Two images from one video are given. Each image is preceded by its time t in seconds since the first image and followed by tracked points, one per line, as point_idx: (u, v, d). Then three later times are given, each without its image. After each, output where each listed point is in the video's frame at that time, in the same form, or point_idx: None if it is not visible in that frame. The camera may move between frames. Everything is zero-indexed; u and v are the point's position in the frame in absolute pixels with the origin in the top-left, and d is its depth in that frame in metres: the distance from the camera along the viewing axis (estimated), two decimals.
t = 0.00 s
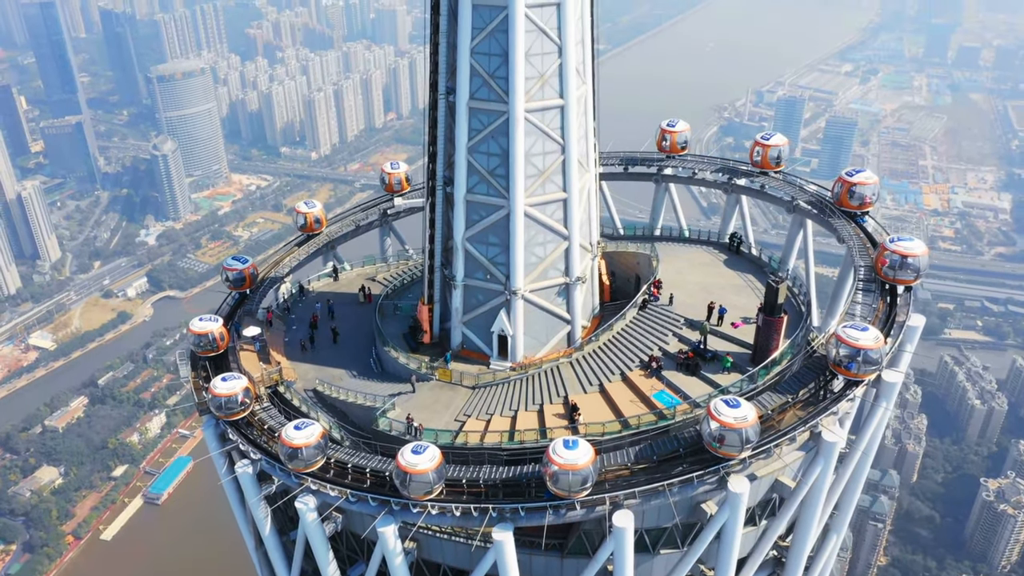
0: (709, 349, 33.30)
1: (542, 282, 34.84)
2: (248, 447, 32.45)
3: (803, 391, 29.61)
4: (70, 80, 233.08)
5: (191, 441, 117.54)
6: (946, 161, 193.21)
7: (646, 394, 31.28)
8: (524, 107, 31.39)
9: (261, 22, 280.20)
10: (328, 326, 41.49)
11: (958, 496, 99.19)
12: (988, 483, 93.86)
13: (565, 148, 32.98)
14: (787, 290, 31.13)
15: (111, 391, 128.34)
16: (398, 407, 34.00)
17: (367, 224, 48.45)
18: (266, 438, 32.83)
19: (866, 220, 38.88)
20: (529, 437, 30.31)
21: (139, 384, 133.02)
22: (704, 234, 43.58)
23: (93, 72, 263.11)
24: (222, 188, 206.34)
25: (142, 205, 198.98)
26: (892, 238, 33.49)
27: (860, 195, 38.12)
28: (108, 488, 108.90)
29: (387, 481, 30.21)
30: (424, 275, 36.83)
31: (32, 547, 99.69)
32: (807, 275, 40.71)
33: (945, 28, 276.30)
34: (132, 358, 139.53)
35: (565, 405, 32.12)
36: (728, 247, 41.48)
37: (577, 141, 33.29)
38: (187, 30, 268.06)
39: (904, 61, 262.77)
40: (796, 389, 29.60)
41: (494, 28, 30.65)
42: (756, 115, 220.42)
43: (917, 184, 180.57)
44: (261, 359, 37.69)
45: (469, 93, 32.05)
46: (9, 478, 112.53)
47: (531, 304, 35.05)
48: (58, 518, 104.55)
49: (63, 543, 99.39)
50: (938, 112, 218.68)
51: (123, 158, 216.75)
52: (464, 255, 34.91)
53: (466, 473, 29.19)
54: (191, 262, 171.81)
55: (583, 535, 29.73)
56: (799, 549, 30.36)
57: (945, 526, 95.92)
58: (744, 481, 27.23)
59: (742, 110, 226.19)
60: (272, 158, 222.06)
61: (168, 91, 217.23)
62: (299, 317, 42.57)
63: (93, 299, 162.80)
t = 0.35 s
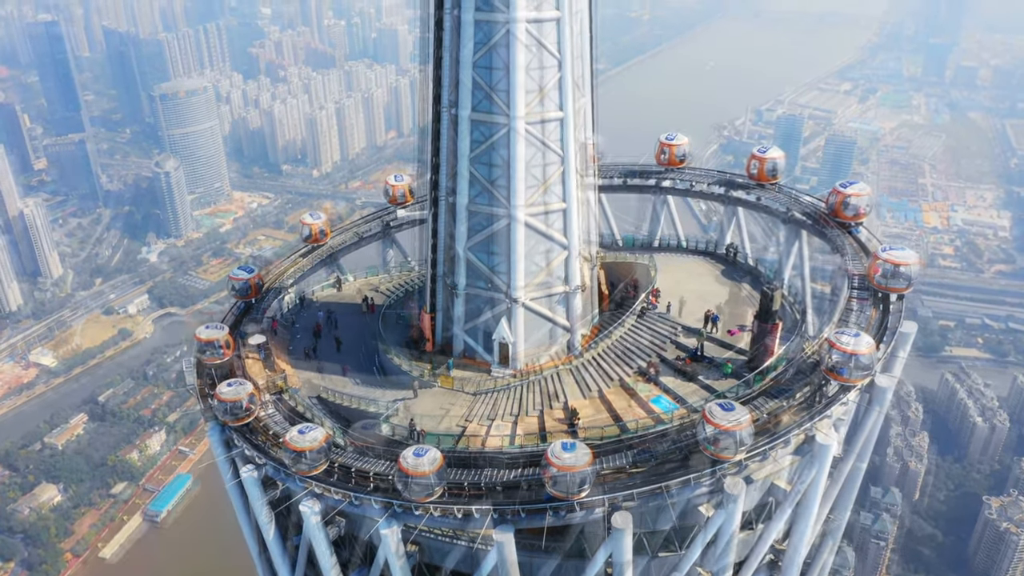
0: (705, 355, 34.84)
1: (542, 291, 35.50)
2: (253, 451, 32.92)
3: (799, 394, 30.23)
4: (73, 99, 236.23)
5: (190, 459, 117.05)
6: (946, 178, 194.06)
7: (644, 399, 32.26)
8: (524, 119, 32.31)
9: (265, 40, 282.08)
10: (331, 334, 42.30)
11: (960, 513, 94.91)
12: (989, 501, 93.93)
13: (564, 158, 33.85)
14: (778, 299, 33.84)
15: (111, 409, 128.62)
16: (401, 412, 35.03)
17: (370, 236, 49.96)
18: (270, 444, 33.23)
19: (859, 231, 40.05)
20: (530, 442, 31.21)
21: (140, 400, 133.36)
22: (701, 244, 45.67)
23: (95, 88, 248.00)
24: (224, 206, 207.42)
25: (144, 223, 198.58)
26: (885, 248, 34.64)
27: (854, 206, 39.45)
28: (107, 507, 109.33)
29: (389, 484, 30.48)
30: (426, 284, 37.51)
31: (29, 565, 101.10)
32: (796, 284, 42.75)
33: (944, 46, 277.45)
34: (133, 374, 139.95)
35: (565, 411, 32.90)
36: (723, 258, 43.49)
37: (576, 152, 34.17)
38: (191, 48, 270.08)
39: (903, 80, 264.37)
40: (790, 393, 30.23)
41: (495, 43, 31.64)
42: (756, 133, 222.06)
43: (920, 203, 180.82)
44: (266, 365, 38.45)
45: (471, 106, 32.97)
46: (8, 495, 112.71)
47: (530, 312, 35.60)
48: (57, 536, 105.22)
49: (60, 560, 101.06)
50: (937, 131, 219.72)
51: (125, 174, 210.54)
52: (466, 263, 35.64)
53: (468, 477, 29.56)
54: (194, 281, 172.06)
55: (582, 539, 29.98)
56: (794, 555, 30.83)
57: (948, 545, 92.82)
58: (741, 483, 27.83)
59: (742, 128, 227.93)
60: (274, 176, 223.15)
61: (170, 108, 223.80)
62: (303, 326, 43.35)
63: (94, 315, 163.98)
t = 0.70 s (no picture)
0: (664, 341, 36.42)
1: (511, 281, 36.31)
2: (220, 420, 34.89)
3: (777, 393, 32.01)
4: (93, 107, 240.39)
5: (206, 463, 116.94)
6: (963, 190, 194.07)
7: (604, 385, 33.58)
8: (491, 115, 33.83)
9: (283, 50, 284.92)
10: (317, 325, 43.63)
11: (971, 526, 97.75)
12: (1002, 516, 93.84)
13: (531, 153, 35.14)
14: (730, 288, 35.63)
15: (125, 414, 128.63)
16: (372, 396, 36.25)
17: (357, 232, 51.36)
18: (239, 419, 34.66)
19: (835, 241, 39.86)
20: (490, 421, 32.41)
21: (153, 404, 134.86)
22: (673, 239, 46.95)
23: (116, 100, 245.79)
24: (239, 214, 210.72)
25: (162, 231, 201.99)
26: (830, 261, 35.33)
27: (829, 215, 39.64)
28: (119, 510, 111.29)
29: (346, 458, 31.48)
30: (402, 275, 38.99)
31: (43, 567, 103.13)
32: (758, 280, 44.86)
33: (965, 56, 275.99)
34: (148, 379, 141.90)
35: (528, 394, 34.22)
36: (691, 252, 45.15)
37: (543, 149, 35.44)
38: (210, 59, 273.57)
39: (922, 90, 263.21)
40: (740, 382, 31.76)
41: (462, 41, 33.26)
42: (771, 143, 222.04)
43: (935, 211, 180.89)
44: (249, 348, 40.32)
45: (440, 102, 34.52)
46: (23, 498, 114.75)
47: (501, 301, 36.51)
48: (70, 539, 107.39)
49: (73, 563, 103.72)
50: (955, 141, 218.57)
51: (143, 182, 211.08)
52: (438, 254, 37.04)
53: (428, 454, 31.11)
54: (206, 283, 169.67)
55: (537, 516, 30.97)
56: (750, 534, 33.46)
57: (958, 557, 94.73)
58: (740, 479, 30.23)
59: (757, 138, 227.93)
60: (291, 184, 225.21)
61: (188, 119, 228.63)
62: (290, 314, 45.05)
63: (110, 321, 166.55)
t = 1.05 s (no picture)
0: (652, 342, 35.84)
1: (503, 280, 36.88)
2: (211, 414, 35.12)
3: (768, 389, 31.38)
4: (113, 105, 243.62)
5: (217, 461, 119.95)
6: (983, 195, 193.09)
7: (589, 384, 33.41)
8: (481, 114, 33.82)
9: (300, 53, 287.79)
10: (310, 322, 43.94)
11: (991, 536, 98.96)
12: (1023, 524, 93.28)
13: (523, 153, 35.24)
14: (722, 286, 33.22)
15: (143, 409, 131.08)
16: (363, 392, 36.38)
17: (356, 231, 51.78)
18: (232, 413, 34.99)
19: (829, 244, 38.15)
20: (477, 419, 32.40)
21: (169, 401, 136.23)
22: (672, 240, 46.27)
23: (137, 98, 269.39)
24: (256, 211, 210.94)
25: (180, 228, 203.91)
26: (820, 262, 33.39)
27: (822, 218, 37.40)
28: (135, 504, 111.83)
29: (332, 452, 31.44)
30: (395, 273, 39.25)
31: (59, 559, 103.06)
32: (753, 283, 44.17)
33: (984, 61, 274.86)
34: (164, 376, 143.46)
35: (515, 392, 34.20)
36: (689, 253, 44.10)
37: (534, 148, 35.57)
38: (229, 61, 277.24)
39: (941, 94, 262.18)
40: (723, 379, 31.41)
41: (453, 41, 33.34)
42: (789, 146, 221.60)
43: (953, 218, 182.08)
44: (243, 343, 40.54)
45: (432, 100, 34.61)
46: (40, 491, 115.58)
47: (492, 299, 37.00)
48: (87, 532, 107.79)
49: (90, 556, 103.05)
50: (975, 146, 217.29)
51: (163, 182, 223.11)
52: (430, 253, 37.24)
53: (416, 451, 31.23)
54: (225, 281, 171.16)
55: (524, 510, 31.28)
56: (736, 542, 32.31)
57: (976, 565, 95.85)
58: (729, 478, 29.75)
59: (774, 141, 227.49)
60: (308, 184, 226.96)
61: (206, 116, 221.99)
62: (286, 312, 45.37)
63: (129, 317, 168.03)
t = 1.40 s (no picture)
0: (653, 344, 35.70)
1: (506, 278, 36.91)
2: (215, 405, 35.55)
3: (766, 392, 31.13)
4: (151, 101, 247.45)
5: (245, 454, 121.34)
6: None
7: (587, 383, 33.35)
8: (484, 112, 33.90)
9: (335, 50, 290.18)
10: (317, 318, 44.34)
11: None
12: None
13: (526, 151, 35.25)
14: (722, 288, 33.08)
15: (174, 400, 132.89)
16: (364, 388, 36.66)
17: (368, 227, 52.17)
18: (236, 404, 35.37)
19: (835, 248, 37.71)
20: (473, 417, 32.48)
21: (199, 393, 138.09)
22: (679, 242, 46.07)
23: (174, 95, 275.54)
24: (287, 207, 212.81)
25: (213, 223, 206.30)
26: (822, 267, 32.96)
27: (827, 222, 36.97)
28: (164, 494, 113.31)
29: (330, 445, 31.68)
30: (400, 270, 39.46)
31: (89, 546, 104.43)
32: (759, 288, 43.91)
33: None
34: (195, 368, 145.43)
35: (513, 391, 34.23)
36: (695, 254, 43.99)
37: (538, 147, 35.56)
38: (264, 58, 280.58)
39: (982, 99, 257.37)
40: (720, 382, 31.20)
41: (457, 40, 33.49)
42: (823, 150, 218.97)
43: (991, 225, 178.71)
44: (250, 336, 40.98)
45: (436, 98, 34.74)
46: (73, 479, 117.82)
47: (494, 298, 37.05)
48: (117, 520, 109.35)
49: (119, 544, 104.49)
50: (1016, 151, 213.12)
51: (197, 177, 225.89)
52: (434, 250, 37.39)
53: (412, 447, 31.37)
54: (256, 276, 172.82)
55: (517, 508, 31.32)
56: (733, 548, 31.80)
57: None
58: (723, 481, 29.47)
59: (809, 144, 224.83)
60: (340, 181, 228.52)
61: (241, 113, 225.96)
62: (295, 307, 45.83)
63: (161, 310, 170.33)
